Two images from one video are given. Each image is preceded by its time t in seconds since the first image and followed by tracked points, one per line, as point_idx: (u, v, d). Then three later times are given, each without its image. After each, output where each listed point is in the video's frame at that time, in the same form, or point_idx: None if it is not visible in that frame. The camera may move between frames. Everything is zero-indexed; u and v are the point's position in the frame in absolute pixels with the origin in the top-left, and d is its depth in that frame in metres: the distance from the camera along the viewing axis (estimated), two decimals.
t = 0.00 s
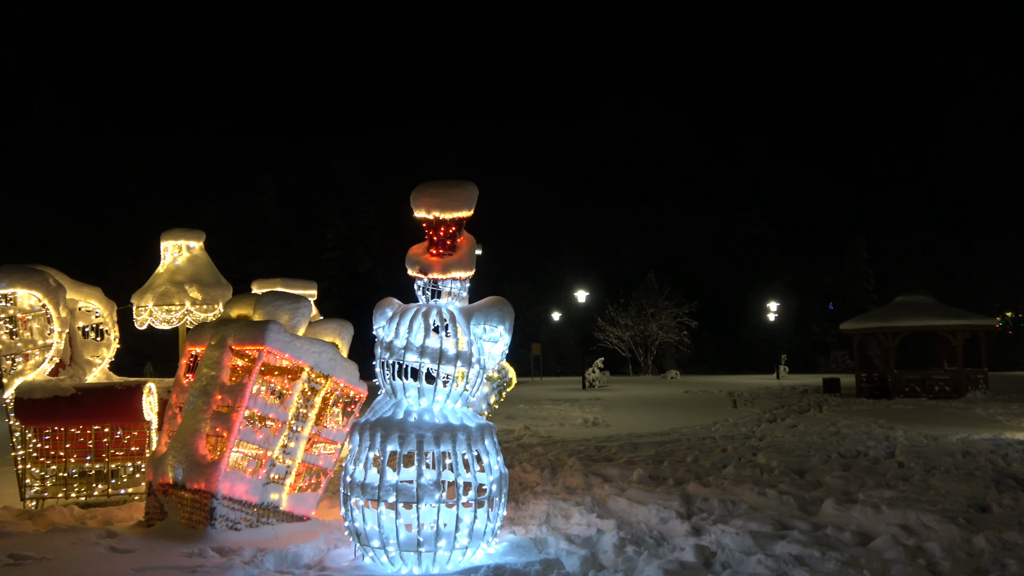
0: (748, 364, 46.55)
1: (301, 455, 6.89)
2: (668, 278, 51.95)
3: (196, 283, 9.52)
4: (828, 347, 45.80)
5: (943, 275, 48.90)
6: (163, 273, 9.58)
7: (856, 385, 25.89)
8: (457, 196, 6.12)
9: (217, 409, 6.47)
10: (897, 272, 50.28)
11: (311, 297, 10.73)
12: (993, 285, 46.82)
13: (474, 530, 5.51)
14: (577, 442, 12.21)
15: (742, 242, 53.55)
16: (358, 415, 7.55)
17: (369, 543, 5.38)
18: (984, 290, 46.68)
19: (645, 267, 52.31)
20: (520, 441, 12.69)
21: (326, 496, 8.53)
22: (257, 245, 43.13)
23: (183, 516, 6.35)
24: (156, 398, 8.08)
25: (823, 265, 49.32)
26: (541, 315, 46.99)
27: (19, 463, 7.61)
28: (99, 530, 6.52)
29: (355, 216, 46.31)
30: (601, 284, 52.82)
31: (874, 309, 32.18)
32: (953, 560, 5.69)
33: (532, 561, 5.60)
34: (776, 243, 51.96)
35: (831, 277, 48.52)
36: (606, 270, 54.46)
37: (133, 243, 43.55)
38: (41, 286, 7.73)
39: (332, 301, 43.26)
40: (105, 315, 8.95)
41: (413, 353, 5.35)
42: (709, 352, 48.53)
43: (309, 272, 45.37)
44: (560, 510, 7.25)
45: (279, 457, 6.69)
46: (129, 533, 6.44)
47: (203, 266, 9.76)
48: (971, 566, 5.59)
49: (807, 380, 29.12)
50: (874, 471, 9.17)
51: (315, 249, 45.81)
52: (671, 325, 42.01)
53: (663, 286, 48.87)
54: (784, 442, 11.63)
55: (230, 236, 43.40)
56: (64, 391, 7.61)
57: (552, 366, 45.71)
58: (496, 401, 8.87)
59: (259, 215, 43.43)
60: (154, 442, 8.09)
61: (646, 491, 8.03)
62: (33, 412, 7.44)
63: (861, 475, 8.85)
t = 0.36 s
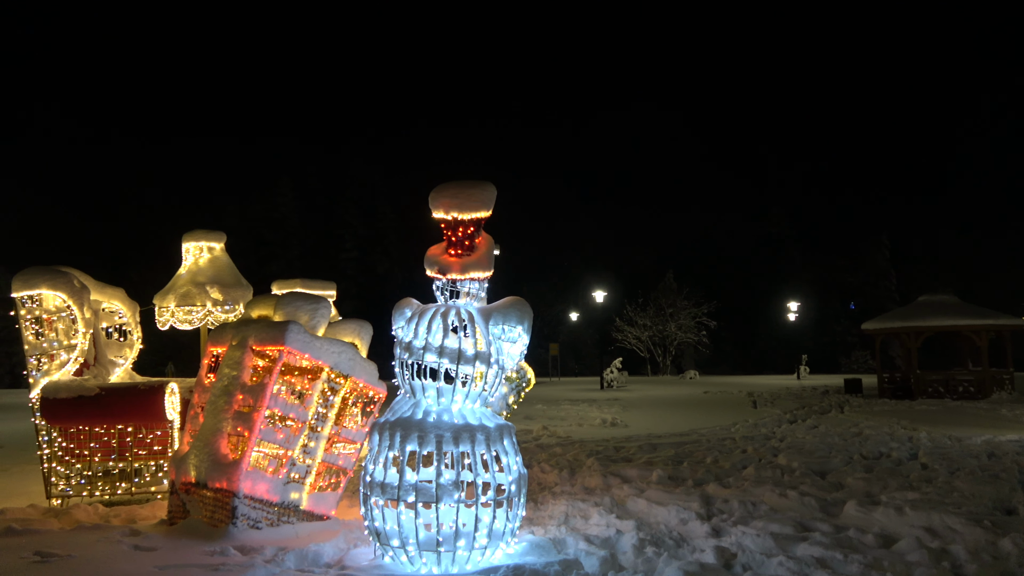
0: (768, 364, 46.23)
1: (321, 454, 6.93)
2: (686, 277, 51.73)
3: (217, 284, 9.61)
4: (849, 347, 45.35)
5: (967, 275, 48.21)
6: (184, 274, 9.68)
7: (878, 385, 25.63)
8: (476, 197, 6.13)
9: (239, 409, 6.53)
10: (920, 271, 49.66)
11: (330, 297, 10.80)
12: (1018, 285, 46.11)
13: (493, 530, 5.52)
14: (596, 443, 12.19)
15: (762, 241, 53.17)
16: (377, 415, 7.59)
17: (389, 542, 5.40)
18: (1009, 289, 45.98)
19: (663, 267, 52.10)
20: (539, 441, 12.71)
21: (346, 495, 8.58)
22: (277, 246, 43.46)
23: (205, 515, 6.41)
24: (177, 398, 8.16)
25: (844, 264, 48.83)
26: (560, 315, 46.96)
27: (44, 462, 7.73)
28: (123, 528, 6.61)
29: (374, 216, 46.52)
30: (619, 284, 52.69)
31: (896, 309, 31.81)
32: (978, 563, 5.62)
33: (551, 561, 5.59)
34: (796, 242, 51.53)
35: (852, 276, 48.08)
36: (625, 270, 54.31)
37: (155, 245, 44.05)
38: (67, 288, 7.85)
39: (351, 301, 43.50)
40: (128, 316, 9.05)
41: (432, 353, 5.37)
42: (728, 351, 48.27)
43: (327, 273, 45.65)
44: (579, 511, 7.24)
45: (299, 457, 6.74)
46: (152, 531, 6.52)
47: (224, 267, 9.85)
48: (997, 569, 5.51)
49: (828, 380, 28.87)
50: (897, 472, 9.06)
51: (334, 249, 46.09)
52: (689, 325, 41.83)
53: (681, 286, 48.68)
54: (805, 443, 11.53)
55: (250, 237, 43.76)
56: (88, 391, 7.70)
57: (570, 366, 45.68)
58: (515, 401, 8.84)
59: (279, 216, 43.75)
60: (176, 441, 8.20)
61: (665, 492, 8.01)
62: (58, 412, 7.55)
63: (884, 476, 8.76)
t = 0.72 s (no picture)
0: (789, 364, 45.83)
1: (342, 455, 6.97)
2: (706, 277, 51.41)
3: (239, 285, 9.70)
4: (872, 348, 44.86)
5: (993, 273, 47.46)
6: (206, 276, 9.78)
7: (901, 386, 25.29)
8: (495, 198, 6.13)
9: (260, 409, 6.58)
10: (944, 270, 48.99)
11: (350, 299, 10.85)
12: None
13: (513, 530, 5.51)
14: (616, 444, 12.15)
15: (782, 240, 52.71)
16: (397, 415, 7.62)
17: (409, 542, 5.43)
18: None
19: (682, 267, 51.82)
20: (558, 442, 12.70)
21: (366, 495, 8.63)
22: (297, 247, 43.76)
23: (228, 514, 6.48)
24: (200, 399, 8.25)
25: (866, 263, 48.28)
26: (578, 315, 46.88)
27: (70, 462, 7.84)
28: (147, 528, 6.69)
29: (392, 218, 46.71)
30: (638, 284, 52.49)
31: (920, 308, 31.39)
32: (1006, 566, 5.54)
33: (572, 562, 5.59)
34: (817, 241, 51.02)
35: (874, 275, 47.51)
36: (644, 270, 54.10)
37: (177, 247, 44.54)
38: (92, 290, 7.96)
39: (371, 302, 43.71)
40: (151, 318, 9.14)
41: (452, 354, 5.38)
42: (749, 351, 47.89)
43: (347, 275, 45.89)
44: (599, 512, 7.23)
45: (320, 457, 6.79)
46: (176, 530, 6.59)
47: (245, 269, 9.93)
48: None
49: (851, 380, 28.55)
50: (922, 473, 8.95)
51: (353, 251, 46.34)
52: (709, 325, 41.56)
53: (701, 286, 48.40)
54: (827, 444, 11.42)
55: (270, 239, 44.09)
56: (114, 392, 7.81)
57: (589, 366, 45.60)
58: (535, 402, 8.70)
59: (298, 218, 44.05)
60: (199, 441, 8.27)
61: (686, 493, 7.97)
62: (84, 411, 7.67)
63: (908, 477, 8.65)
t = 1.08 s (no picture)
0: (815, 364, 45.29)
1: (367, 456, 7.01)
2: (730, 277, 50.99)
3: (265, 288, 9.79)
4: (900, 347, 44.19)
5: None
6: (233, 279, 9.89)
7: (931, 386, 24.87)
8: (518, 199, 6.12)
9: (286, 410, 6.64)
10: (974, 268, 48.12)
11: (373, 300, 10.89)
12: None
13: (538, 531, 5.51)
14: (640, 445, 12.08)
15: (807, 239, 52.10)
16: (421, 416, 7.64)
17: (434, 543, 5.45)
18: None
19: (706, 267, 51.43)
20: (582, 443, 12.65)
21: (391, 496, 8.66)
22: (320, 250, 44.10)
23: (255, 515, 6.55)
24: (227, 400, 8.33)
25: (893, 261, 47.56)
26: (601, 316, 46.74)
27: (102, 462, 7.98)
28: (177, 528, 6.77)
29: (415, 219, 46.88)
30: (661, 284, 52.21)
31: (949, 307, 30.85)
32: None
33: (598, 564, 5.57)
34: (843, 239, 50.34)
35: (902, 274, 46.78)
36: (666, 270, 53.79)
37: (203, 251, 45.08)
38: (121, 293, 8.08)
39: (394, 304, 43.94)
40: (179, 320, 9.26)
41: (475, 355, 5.39)
42: (774, 351, 47.42)
43: (370, 277, 46.16)
44: (624, 513, 7.20)
45: (345, 458, 6.84)
46: (205, 530, 6.67)
47: (271, 272, 10.02)
48: None
49: (878, 381, 28.13)
50: (953, 475, 8.80)
51: (376, 253, 46.58)
52: (733, 325, 41.19)
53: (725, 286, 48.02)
54: (855, 446, 11.27)
55: (294, 242, 44.45)
56: (143, 393, 7.93)
57: (612, 367, 45.44)
58: (557, 404, 8.30)
59: (322, 221, 44.38)
60: (226, 442, 8.35)
61: (711, 494, 7.90)
62: (114, 412, 7.79)
63: (939, 479, 8.51)
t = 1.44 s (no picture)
0: (844, 365, 44.70)
1: (392, 456, 7.05)
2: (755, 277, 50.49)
3: (291, 289, 9.88)
4: (931, 349, 43.48)
5: None
6: (260, 281, 9.99)
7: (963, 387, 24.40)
8: (542, 200, 6.12)
9: (312, 411, 6.70)
10: (1007, 268, 47.17)
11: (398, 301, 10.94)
12: None
13: (563, 533, 5.49)
14: (664, 447, 12.01)
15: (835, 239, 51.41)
16: (446, 417, 7.67)
17: (459, 544, 5.46)
18: None
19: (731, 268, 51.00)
20: (606, 445, 12.59)
21: (416, 496, 8.69)
22: (345, 251, 44.42)
23: (283, 514, 6.61)
24: (254, 400, 8.43)
25: (924, 261, 46.76)
26: (625, 317, 46.55)
27: (133, 461, 8.11)
28: (205, 527, 6.86)
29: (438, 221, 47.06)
30: (686, 284, 51.84)
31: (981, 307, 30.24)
32: None
33: (623, 566, 5.55)
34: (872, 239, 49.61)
35: (933, 274, 45.97)
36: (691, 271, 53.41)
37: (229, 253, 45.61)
38: (151, 295, 8.20)
39: (418, 305, 44.11)
40: (208, 321, 9.37)
41: (499, 356, 5.39)
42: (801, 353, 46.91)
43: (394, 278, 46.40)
44: (650, 516, 7.16)
45: (371, 458, 6.88)
46: (233, 529, 6.74)
47: (296, 274, 10.10)
48: None
49: (909, 382, 27.67)
50: (986, 479, 8.64)
51: (400, 254, 46.81)
52: (760, 325, 40.73)
53: (750, 286, 47.59)
54: (885, 448, 11.10)
55: (319, 243, 44.82)
56: (172, 393, 8.05)
57: (636, 369, 45.25)
58: (583, 405, 8.30)
59: (346, 223, 44.72)
60: (253, 442, 8.42)
61: (738, 497, 7.83)
62: (144, 413, 7.92)
63: (971, 483, 8.36)
